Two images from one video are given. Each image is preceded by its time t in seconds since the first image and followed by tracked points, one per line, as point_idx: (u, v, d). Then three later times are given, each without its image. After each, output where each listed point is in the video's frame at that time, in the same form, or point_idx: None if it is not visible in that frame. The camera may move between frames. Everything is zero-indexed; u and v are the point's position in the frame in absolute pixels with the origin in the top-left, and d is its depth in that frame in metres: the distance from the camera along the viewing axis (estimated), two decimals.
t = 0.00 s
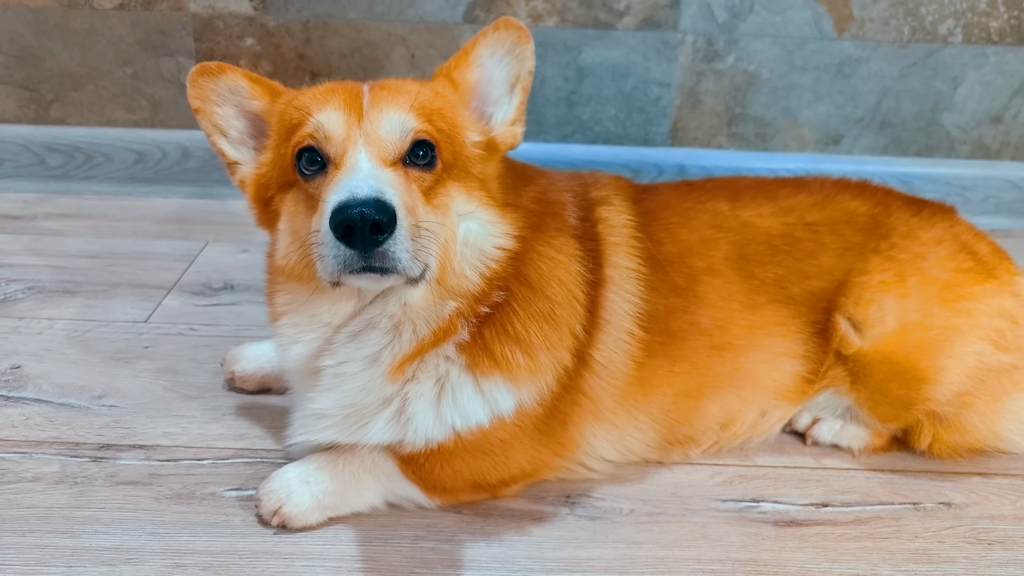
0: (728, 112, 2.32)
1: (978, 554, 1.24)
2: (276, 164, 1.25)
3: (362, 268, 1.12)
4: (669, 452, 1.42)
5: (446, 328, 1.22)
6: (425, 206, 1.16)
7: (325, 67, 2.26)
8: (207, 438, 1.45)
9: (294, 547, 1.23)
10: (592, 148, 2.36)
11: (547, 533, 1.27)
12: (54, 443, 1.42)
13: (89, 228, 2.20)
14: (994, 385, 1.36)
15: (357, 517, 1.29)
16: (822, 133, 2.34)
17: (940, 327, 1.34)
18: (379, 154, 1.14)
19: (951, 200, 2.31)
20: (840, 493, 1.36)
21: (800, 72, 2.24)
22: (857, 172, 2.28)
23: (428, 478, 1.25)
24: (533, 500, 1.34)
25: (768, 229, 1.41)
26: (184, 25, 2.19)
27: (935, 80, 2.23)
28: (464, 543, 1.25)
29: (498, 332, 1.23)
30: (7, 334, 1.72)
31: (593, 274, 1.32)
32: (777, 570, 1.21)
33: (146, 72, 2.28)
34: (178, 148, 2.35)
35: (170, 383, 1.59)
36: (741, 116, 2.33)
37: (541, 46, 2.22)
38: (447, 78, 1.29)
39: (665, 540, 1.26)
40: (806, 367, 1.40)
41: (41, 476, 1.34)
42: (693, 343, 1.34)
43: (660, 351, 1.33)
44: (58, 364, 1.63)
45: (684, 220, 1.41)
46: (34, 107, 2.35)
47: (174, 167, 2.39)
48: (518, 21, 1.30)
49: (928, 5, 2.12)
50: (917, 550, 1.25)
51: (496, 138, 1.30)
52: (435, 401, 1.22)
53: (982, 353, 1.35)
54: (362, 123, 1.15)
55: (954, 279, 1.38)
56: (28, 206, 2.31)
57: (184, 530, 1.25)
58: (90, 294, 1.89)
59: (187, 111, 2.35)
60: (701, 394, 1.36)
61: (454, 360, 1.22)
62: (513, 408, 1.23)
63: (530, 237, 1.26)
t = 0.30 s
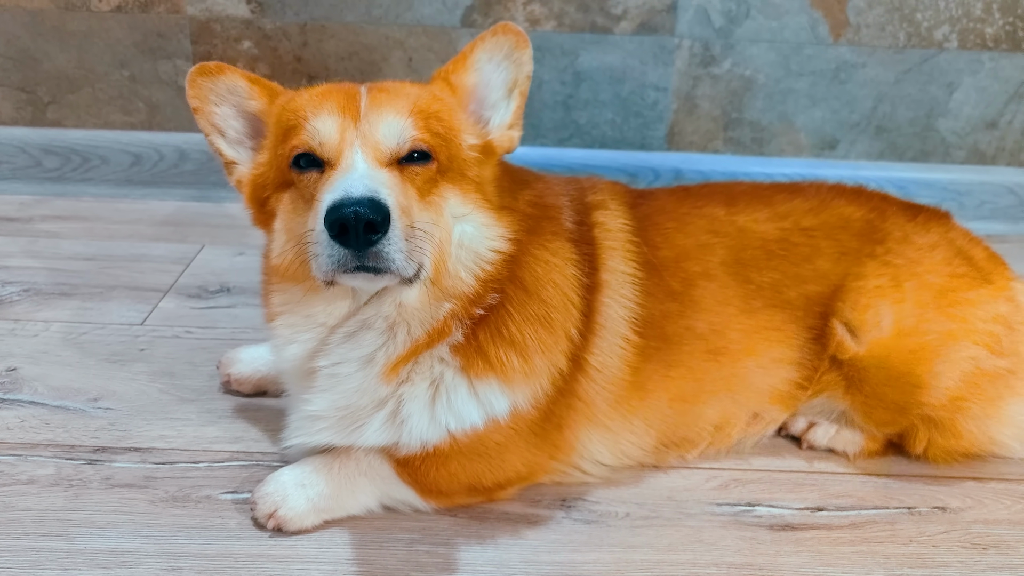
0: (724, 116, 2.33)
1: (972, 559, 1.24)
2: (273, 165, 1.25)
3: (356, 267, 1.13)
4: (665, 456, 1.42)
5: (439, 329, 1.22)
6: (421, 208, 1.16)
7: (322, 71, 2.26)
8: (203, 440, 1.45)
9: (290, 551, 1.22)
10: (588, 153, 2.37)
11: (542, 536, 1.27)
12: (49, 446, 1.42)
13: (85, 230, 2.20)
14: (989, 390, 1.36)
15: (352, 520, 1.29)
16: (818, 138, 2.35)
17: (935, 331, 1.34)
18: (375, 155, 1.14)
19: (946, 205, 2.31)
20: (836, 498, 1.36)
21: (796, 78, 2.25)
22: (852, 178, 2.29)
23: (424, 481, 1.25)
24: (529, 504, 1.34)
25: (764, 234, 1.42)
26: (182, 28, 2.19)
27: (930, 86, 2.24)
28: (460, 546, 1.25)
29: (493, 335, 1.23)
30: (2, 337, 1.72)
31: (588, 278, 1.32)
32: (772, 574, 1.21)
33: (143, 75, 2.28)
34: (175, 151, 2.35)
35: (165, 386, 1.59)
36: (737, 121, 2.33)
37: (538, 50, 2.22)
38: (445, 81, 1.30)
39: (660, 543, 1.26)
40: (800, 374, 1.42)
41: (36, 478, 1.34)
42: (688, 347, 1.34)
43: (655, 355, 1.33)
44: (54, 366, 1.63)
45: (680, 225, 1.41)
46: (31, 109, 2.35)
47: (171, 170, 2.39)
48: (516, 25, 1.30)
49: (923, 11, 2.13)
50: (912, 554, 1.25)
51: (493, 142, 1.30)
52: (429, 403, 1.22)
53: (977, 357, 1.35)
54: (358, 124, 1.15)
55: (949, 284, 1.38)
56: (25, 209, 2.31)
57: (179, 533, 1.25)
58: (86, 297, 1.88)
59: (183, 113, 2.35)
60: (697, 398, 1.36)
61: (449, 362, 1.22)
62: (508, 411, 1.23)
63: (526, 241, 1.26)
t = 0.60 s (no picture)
0: (720, 121, 2.33)
1: (965, 564, 1.24)
2: (270, 168, 1.25)
3: (352, 272, 1.13)
4: (660, 460, 1.42)
5: (434, 333, 1.22)
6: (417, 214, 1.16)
7: (319, 73, 2.26)
8: (198, 442, 1.45)
9: (284, 554, 1.22)
10: (585, 156, 2.36)
11: (537, 540, 1.27)
12: (43, 447, 1.41)
13: (80, 231, 2.19)
14: (983, 396, 1.36)
15: (347, 523, 1.29)
16: (813, 143, 2.36)
17: (929, 337, 1.35)
18: (371, 160, 1.14)
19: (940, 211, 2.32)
20: (830, 502, 1.37)
21: (792, 83, 2.26)
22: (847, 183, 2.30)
23: (418, 484, 1.25)
24: (524, 507, 1.34)
25: (759, 239, 1.42)
26: (179, 29, 2.19)
27: (925, 92, 2.25)
28: (455, 550, 1.24)
29: (489, 337, 1.23)
30: None
31: (584, 282, 1.32)
32: None
33: (139, 76, 2.27)
34: (171, 152, 2.34)
35: (160, 388, 1.59)
36: (733, 126, 2.34)
37: (535, 53, 2.23)
38: (443, 85, 1.30)
39: (655, 548, 1.26)
40: (794, 376, 1.42)
41: (30, 480, 1.34)
42: (682, 351, 1.35)
43: (649, 359, 1.34)
44: (48, 368, 1.62)
45: (675, 229, 1.42)
46: (27, 110, 2.34)
47: (167, 171, 2.39)
48: (515, 30, 1.31)
49: (918, 18, 2.15)
50: (906, 559, 1.25)
51: (489, 146, 1.30)
52: (424, 406, 1.22)
53: (971, 363, 1.35)
54: (354, 129, 1.15)
55: (943, 290, 1.39)
56: (20, 209, 2.30)
57: (174, 535, 1.25)
58: (81, 298, 1.88)
59: (180, 115, 2.35)
60: (691, 402, 1.37)
61: (443, 365, 1.22)
62: (503, 414, 1.23)
63: (522, 244, 1.26)
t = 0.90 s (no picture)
0: (712, 128, 2.34)
1: (950, 571, 1.25)
2: (297, 162, 1.20)
3: (415, 277, 1.11)
4: (647, 466, 1.43)
5: (445, 337, 1.22)
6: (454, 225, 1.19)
7: (313, 77, 2.26)
8: (187, 446, 1.45)
9: (272, 557, 1.22)
10: (578, 162, 2.37)
11: (524, 545, 1.27)
12: (32, 450, 1.41)
13: (72, 232, 2.19)
14: (968, 404, 1.37)
15: (335, 528, 1.29)
16: (805, 151, 2.37)
17: (916, 345, 1.35)
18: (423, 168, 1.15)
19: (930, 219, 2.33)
20: (816, 509, 1.37)
21: (784, 91, 2.27)
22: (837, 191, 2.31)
23: (408, 488, 1.25)
24: (512, 512, 1.34)
25: (749, 246, 1.43)
26: (172, 32, 2.19)
27: (916, 101, 2.26)
28: (443, 555, 1.25)
29: (498, 339, 1.24)
30: None
31: (577, 284, 1.33)
32: None
33: (133, 78, 2.28)
34: (164, 154, 2.34)
35: (150, 391, 1.58)
36: (724, 133, 2.35)
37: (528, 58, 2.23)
38: (478, 98, 1.32)
39: (642, 553, 1.27)
40: (782, 383, 1.43)
41: (18, 482, 1.34)
42: (671, 356, 1.35)
43: (640, 363, 1.34)
44: (38, 370, 1.62)
45: (666, 235, 1.42)
46: (19, 111, 2.34)
47: (159, 173, 2.38)
48: (554, 55, 1.36)
49: (909, 27, 2.16)
50: (891, 566, 1.26)
51: (509, 164, 1.34)
52: (423, 406, 1.23)
53: (957, 372, 1.36)
54: (407, 135, 1.16)
55: (929, 298, 1.40)
56: (11, 210, 2.30)
57: (161, 539, 1.25)
58: (72, 300, 1.88)
59: (172, 117, 2.35)
60: (680, 407, 1.38)
61: (452, 367, 1.23)
62: (503, 415, 1.25)
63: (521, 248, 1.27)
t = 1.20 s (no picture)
0: (706, 133, 2.35)
1: None
2: (325, 164, 1.20)
3: (465, 285, 1.12)
4: (638, 470, 1.43)
5: (469, 346, 1.23)
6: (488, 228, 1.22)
7: (308, 79, 2.26)
8: (179, 447, 1.44)
9: (263, 560, 1.22)
10: (572, 166, 2.38)
11: (516, 549, 1.27)
12: (23, 450, 1.41)
13: (65, 232, 2.18)
14: (958, 412, 1.38)
15: (327, 531, 1.29)
16: (798, 157, 2.38)
17: (907, 351, 1.36)
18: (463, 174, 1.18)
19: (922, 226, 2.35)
20: (806, 515, 1.38)
21: (778, 97, 2.28)
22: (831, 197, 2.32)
23: (402, 493, 1.25)
24: (503, 516, 1.34)
25: (742, 250, 1.44)
26: (168, 33, 2.19)
27: (909, 108, 2.28)
28: (434, 558, 1.25)
29: (513, 348, 1.26)
30: None
31: (580, 289, 1.34)
32: None
33: (128, 79, 2.28)
34: (158, 155, 2.34)
35: (143, 392, 1.58)
36: (719, 138, 2.36)
37: (524, 63, 2.24)
38: (514, 121, 1.35)
39: (632, 558, 1.27)
40: (773, 390, 1.43)
41: (9, 483, 1.33)
42: (666, 360, 1.36)
43: (636, 368, 1.35)
44: (30, 370, 1.62)
45: (661, 240, 1.43)
46: (14, 111, 2.33)
47: (154, 174, 2.38)
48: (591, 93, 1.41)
49: (903, 35, 2.17)
50: (879, 572, 1.26)
51: (531, 183, 1.38)
52: (436, 411, 1.24)
53: (948, 379, 1.37)
54: (446, 140, 1.19)
55: (920, 305, 1.40)
56: (5, 210, 2.29)
57: (152, 541, 1.25)
58: (65, 300, 1.87)
59: (167, 118, 2.34)
60: (672, 411, 1.38)
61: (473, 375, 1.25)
62: (512, 421, 1.27)
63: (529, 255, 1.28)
